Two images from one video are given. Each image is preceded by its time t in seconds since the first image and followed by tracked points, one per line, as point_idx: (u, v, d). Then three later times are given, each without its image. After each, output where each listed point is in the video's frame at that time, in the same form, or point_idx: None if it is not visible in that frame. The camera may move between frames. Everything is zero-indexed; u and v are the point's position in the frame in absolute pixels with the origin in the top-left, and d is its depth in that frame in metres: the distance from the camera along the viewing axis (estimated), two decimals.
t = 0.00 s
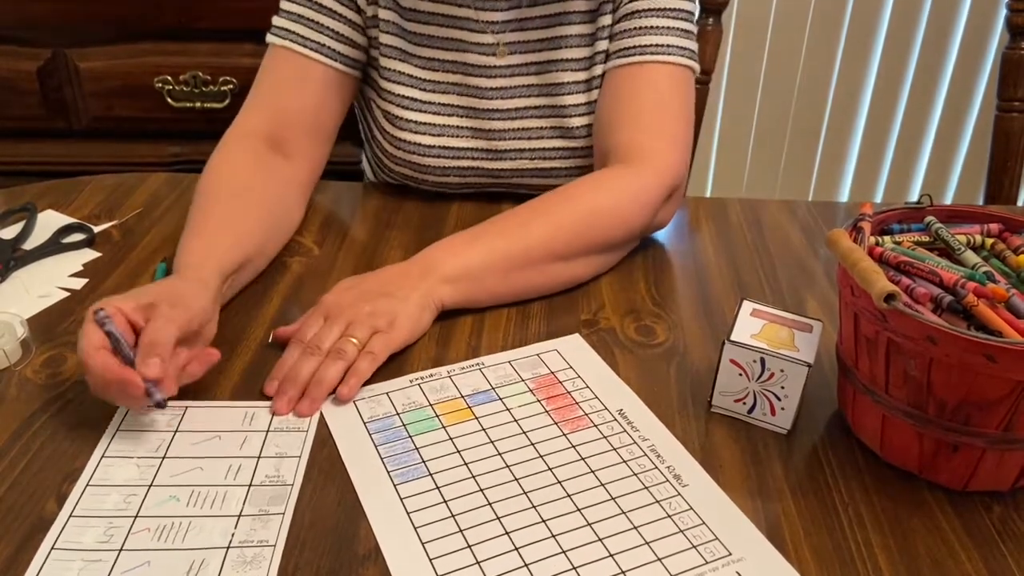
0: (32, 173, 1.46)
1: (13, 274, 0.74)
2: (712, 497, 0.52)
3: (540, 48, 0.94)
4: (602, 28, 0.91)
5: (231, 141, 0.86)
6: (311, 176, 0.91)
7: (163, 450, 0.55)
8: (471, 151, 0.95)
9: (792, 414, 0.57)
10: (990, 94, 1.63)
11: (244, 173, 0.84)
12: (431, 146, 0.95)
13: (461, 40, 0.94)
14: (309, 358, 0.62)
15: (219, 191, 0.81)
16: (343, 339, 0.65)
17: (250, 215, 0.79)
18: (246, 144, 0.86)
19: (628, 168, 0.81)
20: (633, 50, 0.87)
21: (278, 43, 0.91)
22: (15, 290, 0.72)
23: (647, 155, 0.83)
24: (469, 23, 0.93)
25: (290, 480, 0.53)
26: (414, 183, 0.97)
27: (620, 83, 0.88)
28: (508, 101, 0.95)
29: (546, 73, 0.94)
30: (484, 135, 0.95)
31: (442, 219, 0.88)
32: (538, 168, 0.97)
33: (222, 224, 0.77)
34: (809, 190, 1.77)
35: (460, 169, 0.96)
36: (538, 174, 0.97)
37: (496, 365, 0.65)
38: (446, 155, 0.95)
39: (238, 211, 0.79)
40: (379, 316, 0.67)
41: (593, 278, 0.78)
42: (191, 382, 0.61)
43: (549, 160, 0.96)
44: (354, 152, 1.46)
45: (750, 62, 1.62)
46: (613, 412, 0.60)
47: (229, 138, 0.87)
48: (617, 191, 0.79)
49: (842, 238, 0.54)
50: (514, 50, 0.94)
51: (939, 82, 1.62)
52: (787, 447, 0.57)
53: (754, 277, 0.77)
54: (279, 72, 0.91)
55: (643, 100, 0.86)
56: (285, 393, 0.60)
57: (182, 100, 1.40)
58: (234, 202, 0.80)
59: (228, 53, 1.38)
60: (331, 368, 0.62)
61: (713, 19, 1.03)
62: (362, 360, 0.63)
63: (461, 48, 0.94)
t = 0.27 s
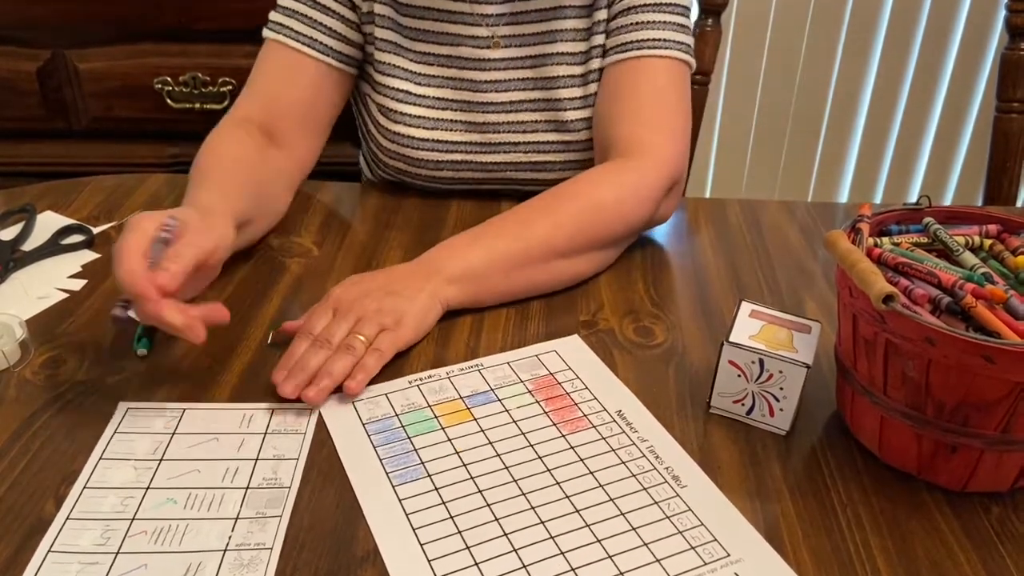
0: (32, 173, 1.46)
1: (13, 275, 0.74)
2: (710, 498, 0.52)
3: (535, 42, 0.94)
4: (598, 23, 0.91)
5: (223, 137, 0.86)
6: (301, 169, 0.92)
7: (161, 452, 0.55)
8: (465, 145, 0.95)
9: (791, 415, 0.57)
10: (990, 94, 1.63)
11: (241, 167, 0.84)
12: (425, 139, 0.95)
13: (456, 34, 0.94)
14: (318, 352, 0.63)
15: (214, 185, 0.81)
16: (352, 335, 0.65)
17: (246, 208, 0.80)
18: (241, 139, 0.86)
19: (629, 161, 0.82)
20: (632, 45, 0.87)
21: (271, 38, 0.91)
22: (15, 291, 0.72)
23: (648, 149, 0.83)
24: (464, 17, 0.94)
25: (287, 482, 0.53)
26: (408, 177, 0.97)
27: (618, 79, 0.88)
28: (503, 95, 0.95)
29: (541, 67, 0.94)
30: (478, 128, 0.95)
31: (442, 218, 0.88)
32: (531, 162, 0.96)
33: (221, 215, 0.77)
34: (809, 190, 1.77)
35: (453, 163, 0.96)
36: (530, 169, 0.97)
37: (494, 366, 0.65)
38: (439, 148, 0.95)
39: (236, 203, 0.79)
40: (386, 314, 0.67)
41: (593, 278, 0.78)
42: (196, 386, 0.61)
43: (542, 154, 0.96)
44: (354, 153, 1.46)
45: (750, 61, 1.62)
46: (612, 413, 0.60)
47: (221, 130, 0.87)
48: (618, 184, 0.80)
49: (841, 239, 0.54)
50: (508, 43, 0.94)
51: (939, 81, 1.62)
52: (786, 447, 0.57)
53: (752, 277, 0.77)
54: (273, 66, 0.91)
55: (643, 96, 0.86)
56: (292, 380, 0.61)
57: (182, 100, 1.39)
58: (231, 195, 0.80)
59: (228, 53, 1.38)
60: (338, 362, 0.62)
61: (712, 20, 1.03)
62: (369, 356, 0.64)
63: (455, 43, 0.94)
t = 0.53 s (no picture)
0: (31, 174, 1.46)
1: (12, 276, 0.74)
2: (711, 500, 0.52)
3: (529, 39, 0.94)
4: (595, 20, 0.92)
5: (201, 126, 0.88)
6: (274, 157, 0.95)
7: (155, 460, 0.55)
8: (459, 142, 0.95)
9: (789, 416, 0.57)
10: (989, 93, 1.63)
11: (223, 158, 0.86)
12: (418, 137, 0.95)
13: (448, 34, 0.94)
14: (350, 346, 0.64)
15: (196, 177, 0.84)
16: (380, 326, 0.67)
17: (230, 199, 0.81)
18: (220, 130, 0.88)
19: (646, 156, 0.83)
20: (638, 44, 0.87)
21: (254, 29, 0.92)
22: (14, 292, 0.72)
23: (666, 144, 0.84)
24: (457, 17, 0.93)
25: (284, 488, 0.52)
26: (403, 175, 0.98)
27: (627, 75, 0.88)
28: (496, 92, 0.95)
29: (535, 65, 0.94)
30: (473, 125, 0.95)
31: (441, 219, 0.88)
32: (525, 159, 0.96)
33: (206, 210, 0.79)
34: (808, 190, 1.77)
35: (448, 160, 0.96)
36: (525, 166, 0.97)
37: (508, 362, 0.66)
38: (434, 145, 0.95)
39: (219, 194, 0.81)
40: (410, 302, 0.69)
41: (592, 279, 0.78)
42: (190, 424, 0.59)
43: (536, 151, 0.96)
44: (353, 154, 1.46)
45: (750, 62, 1.62)
46: (620, 413, 0.60)
47: (199, 118, 0.89)
48: (637, 178, 0.81)
49: (839, 240, 0.55)
50: (501, 42, 0.94)
51: (938, 80, 1.62)
52: (785, 448, 0.57)
53: (752, 278, 0.77)
54: (252, 57, 0.92)
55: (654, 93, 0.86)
56: (329, 379, 0.62)
57: (182, 101, 1.40)
58: (214, 187, 0.82)
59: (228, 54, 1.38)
60: (371, 354, 0.64)
61: (711, 21, 1.03)
62: (400, 346, 0.65)
63: (448, 42, 0.94)
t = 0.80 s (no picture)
0: (31, 175, 1.46)
1: (12, 276, 0.74)
2: (713, 500, 0.52)
3: (527, 37, 0.94)
4: (592, 17, 0.92)
5: (200, 126, 0.87)
6: (272, 159, 0.94)
7: (166, 486, 0.53)
8: (458, 141, 0.95)
9: (790, 416, 0.58)
10: (989, 93, 1.63)
11: (222, 158, 0.85)
12: (417, 137, 0.95)
13: (447, 32, 0.94)
14: (341, 328, 0.65)
15: (193, 178, 0.83)
16: (371, 310, 0.67)
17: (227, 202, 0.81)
18: (220, 130, 0.87)
19: (645, 148, 0.83)
20: (634, 37, 0.88)
21: (257, 28, 0.92)
22: (14, 292, 0.72)
23: (662, 135, 0.84)
24: (455, 16, 0.93)
25: (306, 502, 0.52)
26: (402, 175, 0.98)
27: (621, 69, 0.89)
28: (495, 90, 0.95)
29: (534, 62, 0.94)
30: (472, 125, 0.95)
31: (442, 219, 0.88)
32: (524, 156, 0.97)
33: (203, 214, 0.78)
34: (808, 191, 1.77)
35: (447, 159, 0.96)
36: (523, 164, 0.97)
37: (516, 360, 0.66)
38: (434, 145, 0.95)
39: (215, 197, 0.81)
40: (404, 288, 0.70)
41: (591, 278, 0.78)
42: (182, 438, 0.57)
43: (535, 148, 0.96)
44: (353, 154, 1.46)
45: (750, 62, 1.62)
46: (626, 413, 0.60)
47: (201, 115, 0.89)
48: (635, 168, 0.82)
49: (840, 241, 0.55)
50: (500, 40, 0.94)
51: (938, 80, 1.62)
52: (785, 449, 0.57)
53: (753, 279, 0.77)
54: (257, 56, 0.91)
55: (650, 85, 0.87)
56: (317, 360, 0.63)
57: (182, 101, 1.40)
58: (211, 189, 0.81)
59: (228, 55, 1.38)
60: (362, 337, 0.64)
61: (712, 21, 1.03)
62: (391, 331, 0.66)
63: (447, 41, 0.94)
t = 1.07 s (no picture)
0: (31, 175, 1.46)
1: (13, 276, 0.74)
2: (713, 500, 0.53)
3: (523, 42, 0.94)
4: (587, 23, 0.92)
5: (204, 131, 0.87)
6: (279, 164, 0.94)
7: (167, 486, 0.53)
8: (454, 144, 0.95)
9: (791, 416, 0.58)
10: (990, 93, 1.63)
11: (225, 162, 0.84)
12: (413, 140, 0.95)
13: (445, 36, 0.94)
14: (326, 369, 0.62)
15: (196, 183, 0.82)
16: (356, 346, 0.64)
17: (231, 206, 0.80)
18: (224, 134, 0.87)
19: (639, 155, 0.83)
20: (623, 44, 0.88)
21: (258, 33, 0.92)
22: (15, 292, 0.72)
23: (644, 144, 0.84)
24: (453, 19, 0.93)
25: (308, 502, 0.52)
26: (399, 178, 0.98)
27: (611, 74, 0.89)
28: (491, 95, 0.95)
29: (530, 67, 0.94)
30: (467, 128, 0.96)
31: (443, 219, 0.88)
32: (520, 161, 0.97)
33: (205, 217, 0.78)
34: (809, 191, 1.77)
35: (443, 162, 0.96)
36: (520, 168, 0.97)
37: (517, 360, 0.66)
38: (430, 148, 0.95)
39: (218, 201, 0.80)
40: (389, 319, 0.66)
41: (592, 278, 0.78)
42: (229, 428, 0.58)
43: (531, 152, 0.97)
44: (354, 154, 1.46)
45: (750, 62, 1.62)
46: (626, 413, 0.60)
47: (207, 122, 0.88)
48: (614, 178, 0.80)
49: (841, 240, 0.55)
50: (496, 44, 0.94)
51: (938, 80, 1.62)
52: (786, 449, 0.57)
53: (753, 279, 0.77)
54: (257, 61, 0.91)
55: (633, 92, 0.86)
56: (304, 406, 0.59)
57: (182, 102, 1.39)
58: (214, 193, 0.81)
59: (228, 55, 1.38)
60: (348, 376, 0.61)
61: (712, 21, 1.03)
62: (379, 366, 0.63)
63: (444, 44, 0.94)
